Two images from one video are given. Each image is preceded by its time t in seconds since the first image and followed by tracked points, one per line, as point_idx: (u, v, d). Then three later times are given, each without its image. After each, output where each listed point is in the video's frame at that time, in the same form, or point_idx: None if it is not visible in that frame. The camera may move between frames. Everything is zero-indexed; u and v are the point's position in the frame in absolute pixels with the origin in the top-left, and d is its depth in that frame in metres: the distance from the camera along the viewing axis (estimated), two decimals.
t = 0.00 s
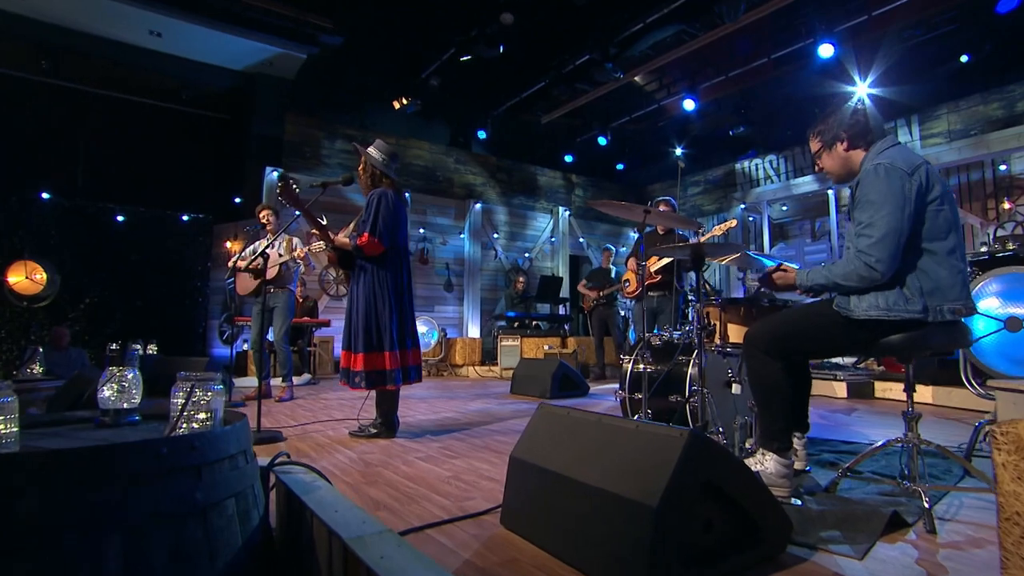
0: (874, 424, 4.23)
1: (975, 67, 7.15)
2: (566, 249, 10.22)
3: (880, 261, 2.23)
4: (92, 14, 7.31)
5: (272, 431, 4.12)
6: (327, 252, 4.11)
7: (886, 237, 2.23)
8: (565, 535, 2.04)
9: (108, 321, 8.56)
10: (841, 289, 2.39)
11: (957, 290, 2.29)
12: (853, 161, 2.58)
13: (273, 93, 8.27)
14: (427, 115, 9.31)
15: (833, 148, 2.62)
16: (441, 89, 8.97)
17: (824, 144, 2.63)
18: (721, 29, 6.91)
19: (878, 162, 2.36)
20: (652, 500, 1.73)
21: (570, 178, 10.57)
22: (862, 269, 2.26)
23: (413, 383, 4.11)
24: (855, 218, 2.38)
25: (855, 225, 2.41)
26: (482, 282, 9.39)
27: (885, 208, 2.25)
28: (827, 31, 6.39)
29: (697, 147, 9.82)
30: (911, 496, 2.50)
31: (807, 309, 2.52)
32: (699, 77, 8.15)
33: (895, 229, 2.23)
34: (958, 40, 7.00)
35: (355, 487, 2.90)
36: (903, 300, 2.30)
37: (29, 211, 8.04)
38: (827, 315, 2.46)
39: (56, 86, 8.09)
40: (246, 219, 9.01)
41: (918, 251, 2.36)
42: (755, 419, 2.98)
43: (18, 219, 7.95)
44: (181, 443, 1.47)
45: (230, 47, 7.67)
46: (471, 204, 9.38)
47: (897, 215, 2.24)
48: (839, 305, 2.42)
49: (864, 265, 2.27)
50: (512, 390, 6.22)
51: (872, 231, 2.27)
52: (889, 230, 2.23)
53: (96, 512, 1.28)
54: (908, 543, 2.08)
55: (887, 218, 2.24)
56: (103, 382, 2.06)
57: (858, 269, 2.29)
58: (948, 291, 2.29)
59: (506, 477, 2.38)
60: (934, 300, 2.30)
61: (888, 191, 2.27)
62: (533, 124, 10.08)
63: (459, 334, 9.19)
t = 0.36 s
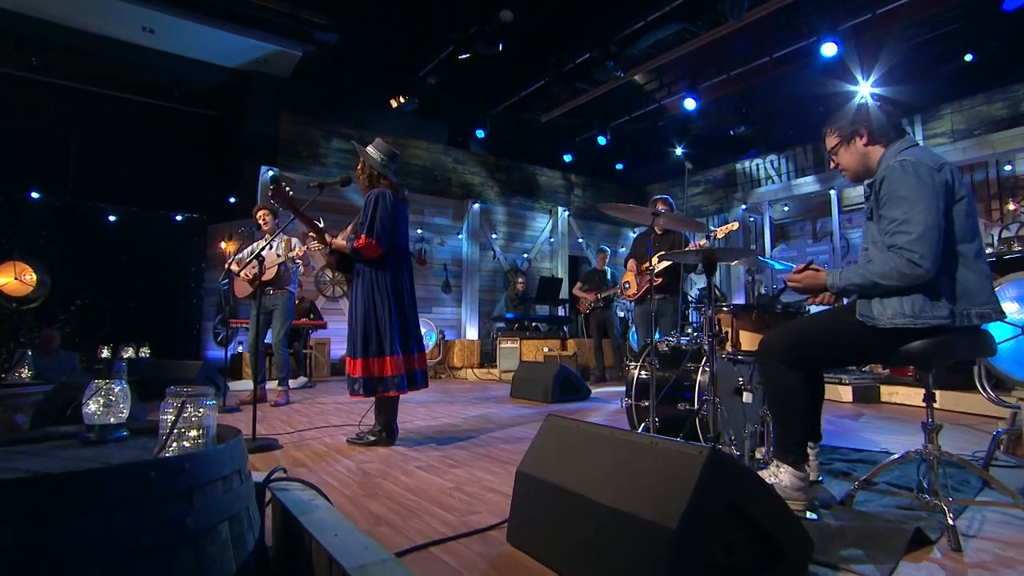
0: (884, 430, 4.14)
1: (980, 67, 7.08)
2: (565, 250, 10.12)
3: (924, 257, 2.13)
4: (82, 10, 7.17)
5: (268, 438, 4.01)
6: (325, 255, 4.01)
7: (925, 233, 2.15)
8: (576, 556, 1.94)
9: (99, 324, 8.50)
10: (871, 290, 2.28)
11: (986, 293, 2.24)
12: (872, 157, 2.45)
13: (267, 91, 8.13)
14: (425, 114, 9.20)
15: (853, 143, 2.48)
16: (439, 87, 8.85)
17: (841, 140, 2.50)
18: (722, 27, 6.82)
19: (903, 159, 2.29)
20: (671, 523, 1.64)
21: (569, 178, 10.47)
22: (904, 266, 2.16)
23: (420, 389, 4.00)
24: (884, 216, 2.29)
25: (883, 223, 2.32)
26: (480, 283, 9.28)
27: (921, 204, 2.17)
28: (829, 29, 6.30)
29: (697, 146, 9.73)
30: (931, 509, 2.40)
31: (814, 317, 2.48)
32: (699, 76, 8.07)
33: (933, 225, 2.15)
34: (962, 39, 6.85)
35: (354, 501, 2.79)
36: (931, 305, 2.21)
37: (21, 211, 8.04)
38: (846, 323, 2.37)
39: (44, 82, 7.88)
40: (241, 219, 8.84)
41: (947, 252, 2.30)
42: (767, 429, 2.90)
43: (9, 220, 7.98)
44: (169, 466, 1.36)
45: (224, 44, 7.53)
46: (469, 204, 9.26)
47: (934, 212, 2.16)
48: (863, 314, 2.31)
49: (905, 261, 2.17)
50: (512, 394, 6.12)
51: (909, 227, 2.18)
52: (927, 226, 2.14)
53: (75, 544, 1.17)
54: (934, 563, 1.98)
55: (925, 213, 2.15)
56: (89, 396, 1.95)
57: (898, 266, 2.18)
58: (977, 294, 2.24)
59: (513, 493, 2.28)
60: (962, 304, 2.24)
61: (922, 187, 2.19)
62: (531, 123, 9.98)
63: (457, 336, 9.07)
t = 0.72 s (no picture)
0: (898, 437, 4.04)
1: (988, 65, 6.96)
2: (566, 251, 10.01)
3: (938, 267, 2.03)
4: (77, 6, 7.03)
5: (267, 446, 3.91)
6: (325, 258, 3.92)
7: (942, 242, 2.04)
8: None
9: (95, 325, 8.28)
10: (889, 299, 2.20)
11: (1018, 303, 2.10)
12: (899, 156, 2.35)
13: (266, 90, 8.01)
14: (425, 113, 9.09)
15: (878, 142, 2.37)
16: (439, 86, 8.74)
17: (869, 137, 2.38)
18: (728, 25, 6.72)
19: (927, 162, 2.18)
20: (698, 550, 1.53)
21: (571, 177, 10.36)
22: (916, 276, 2.08)
23: (421, 398, 3.91)
24: (903, 222, 2.19)
25: (904, 229, 2.22)
26: (480, 284, 9.17)
27: (941, 211, 2.06)
28: (836, 27, 6.21)
29: (699, 146, 9.64)
30: (959, 527, 2.31)
31: (846, 320, 2.32)
32: (703, 74, 7.98)
33: (952, 233, 2.04)
34: (970, 38, 6.76)
35: (356, 516, 2.69)
36: (960, 311, 2.09)
37: (14, 212, 7.77)
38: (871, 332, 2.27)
39: (41, 81, 7.84)
40: (239, 220, 8.72)
41: (974, 260, 2.17)
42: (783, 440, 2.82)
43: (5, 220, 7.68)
44: (163, 493, 1.26)
45: (221, 42, 7.42)
46: (470, 204, 9.16)
47: (954, 219, 2.04)
48: (888, 318, 2.19)
49: (918, 271, 2.08)
50: (514, 398, 6.01)
51: (926, 235, 2.08)
52: (945, 234, 2.04)
53: None
54: None
55: (944, 221, 2.04)
56: (77, 413, 1.84)
57: (911, 276, 2.10)
58: (1007, 304, 2.11)
59: (524, 512, 2.17)
60: (992, 313, 2.11)
61: (943, 193, 2.08)
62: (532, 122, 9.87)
63: (457, 338, 8.98)
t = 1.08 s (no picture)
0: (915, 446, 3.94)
1: (1001, 63, 6.63)
2: (569, 252, 9.89)
3: (993, 282, 1.94)
4: (75, 4, 6.92)
5: (268, 457, 3.81)
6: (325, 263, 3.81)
7: (998, 254, 1.94)
8: None
9: (91, 328, 8.13)
10: (929, 314, 2.11)
11: None
12: (936, 159, 2.25)
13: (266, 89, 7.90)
14: (427, 113, 8.99)
15: (916, 143, 2.28)
16: (441, 86, 8.64)
17: (906, 138, 2.29)
18: (735, 23, 6.62)
19: (979, 168, 2.07)
20: None
21: (574, 178, 10.25)
22: (969, 290, 1.97)
23: (417, 408, 3.82)
24: (951, 232, 2.08)
25: (948, 239, 2.12)
26: (482, 285, 9.07)
27: (998, 221, 1.96)
28: (845, 25, 6.11)
29: (704, 146, 9.53)
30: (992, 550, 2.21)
31: (872, 334, 2.28)
32: (709, 73, 7.87)
33: (1009, 246, 1.94)
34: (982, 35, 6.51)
35: (362, 535, 2.58)
36: (1000, 333, 2.02)
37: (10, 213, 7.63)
38: (902, 346, 2.18)
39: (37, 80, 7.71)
40: (238, 221, 8.63)
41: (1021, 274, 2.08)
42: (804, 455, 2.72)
43: None
44: (161, 532, 1.15)
45: (221, 41, 7.32)
46: (472, 205, 9.05)
47: (1011, 230, 1.95)
48: (922, 339, 2.12)
49: (970, 285, 1.98)
50: (519, 404, 5.91)
51: (980, 246, 1.97)
52: (1002, 246, 1.94)
53: None
54: None
55: (1001, 232, 1.95)
56: (68, 438, 1.75)
57: (962, 290, 1.99)
58: None
59: (540, 535, 2.07)
60: None
61: (1000, 203, 1.98)
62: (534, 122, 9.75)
63: (459, 341, 8.88)
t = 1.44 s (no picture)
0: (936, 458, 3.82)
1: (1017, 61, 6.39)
2: (574, 254, 9.77)
3: (1007, 304, 1.81)
4: (72, 3, 6.81)
5: (271, 471, 3.70)
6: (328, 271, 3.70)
7: (1016, 276, 1.81)
8: None
9: (90, 333, 8.00)
10: (946, 332, 1.99)
11: None
12: (972, 166, 2.09)
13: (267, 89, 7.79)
14: (430, 113, 8.88)
15: (952, 148, 2.10)
16: (444, 86, 8.52)
17: (938, 144, 2.11)
18: (744, 22, 6.50)
19: (1011, 180, 1.89)
20: None
21: (578, 178, 10.13)
22: (979, 312, 1.86)
23: (422, 421, 3.73)
24: (974, 248, 1.95)
25: (974, 255, 1.98)
26: (486, 288, 8.96)
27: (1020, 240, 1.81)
28: (856, 24, 5.99)
29: (710, 147, 9.41)
30: None
31: (901, 350, 2.10)
32: (717, 72, 7.75)
33: None
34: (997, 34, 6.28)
35: (369, 559, 2.47)
36: None
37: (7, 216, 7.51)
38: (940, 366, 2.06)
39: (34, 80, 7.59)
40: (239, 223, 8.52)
41: None
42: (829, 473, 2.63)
43: None
44: None
45: (221, 40, 7.22)
46: (476, 206, 8.94)
47: None
48: (955, 356, 1.94)
49: (983, 305, 1.86)
50: (525, 411, 5.79)
51: (998, 266, 1.84)
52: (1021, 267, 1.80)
53: None
54: None
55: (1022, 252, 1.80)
56: (61, 471, 1.66)
57: (974, 310, 1.88)
58: None
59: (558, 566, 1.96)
60: None
61: None
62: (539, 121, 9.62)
63: (463, 344, 8.78)
